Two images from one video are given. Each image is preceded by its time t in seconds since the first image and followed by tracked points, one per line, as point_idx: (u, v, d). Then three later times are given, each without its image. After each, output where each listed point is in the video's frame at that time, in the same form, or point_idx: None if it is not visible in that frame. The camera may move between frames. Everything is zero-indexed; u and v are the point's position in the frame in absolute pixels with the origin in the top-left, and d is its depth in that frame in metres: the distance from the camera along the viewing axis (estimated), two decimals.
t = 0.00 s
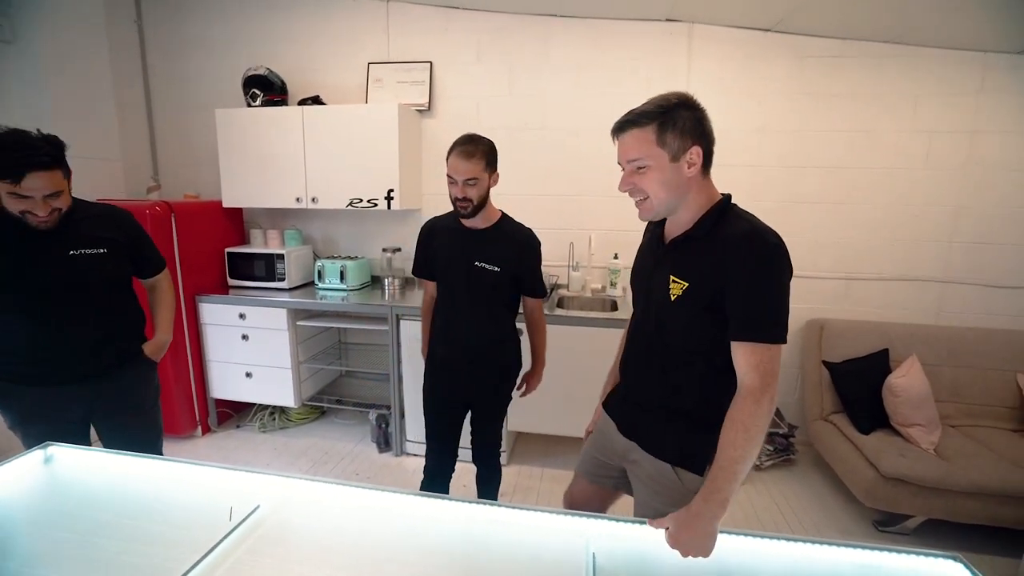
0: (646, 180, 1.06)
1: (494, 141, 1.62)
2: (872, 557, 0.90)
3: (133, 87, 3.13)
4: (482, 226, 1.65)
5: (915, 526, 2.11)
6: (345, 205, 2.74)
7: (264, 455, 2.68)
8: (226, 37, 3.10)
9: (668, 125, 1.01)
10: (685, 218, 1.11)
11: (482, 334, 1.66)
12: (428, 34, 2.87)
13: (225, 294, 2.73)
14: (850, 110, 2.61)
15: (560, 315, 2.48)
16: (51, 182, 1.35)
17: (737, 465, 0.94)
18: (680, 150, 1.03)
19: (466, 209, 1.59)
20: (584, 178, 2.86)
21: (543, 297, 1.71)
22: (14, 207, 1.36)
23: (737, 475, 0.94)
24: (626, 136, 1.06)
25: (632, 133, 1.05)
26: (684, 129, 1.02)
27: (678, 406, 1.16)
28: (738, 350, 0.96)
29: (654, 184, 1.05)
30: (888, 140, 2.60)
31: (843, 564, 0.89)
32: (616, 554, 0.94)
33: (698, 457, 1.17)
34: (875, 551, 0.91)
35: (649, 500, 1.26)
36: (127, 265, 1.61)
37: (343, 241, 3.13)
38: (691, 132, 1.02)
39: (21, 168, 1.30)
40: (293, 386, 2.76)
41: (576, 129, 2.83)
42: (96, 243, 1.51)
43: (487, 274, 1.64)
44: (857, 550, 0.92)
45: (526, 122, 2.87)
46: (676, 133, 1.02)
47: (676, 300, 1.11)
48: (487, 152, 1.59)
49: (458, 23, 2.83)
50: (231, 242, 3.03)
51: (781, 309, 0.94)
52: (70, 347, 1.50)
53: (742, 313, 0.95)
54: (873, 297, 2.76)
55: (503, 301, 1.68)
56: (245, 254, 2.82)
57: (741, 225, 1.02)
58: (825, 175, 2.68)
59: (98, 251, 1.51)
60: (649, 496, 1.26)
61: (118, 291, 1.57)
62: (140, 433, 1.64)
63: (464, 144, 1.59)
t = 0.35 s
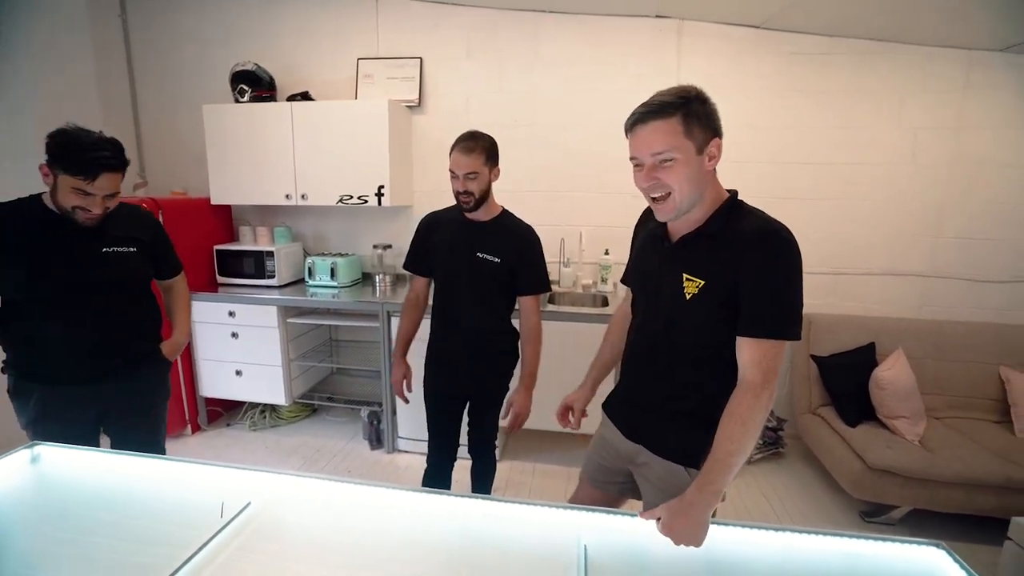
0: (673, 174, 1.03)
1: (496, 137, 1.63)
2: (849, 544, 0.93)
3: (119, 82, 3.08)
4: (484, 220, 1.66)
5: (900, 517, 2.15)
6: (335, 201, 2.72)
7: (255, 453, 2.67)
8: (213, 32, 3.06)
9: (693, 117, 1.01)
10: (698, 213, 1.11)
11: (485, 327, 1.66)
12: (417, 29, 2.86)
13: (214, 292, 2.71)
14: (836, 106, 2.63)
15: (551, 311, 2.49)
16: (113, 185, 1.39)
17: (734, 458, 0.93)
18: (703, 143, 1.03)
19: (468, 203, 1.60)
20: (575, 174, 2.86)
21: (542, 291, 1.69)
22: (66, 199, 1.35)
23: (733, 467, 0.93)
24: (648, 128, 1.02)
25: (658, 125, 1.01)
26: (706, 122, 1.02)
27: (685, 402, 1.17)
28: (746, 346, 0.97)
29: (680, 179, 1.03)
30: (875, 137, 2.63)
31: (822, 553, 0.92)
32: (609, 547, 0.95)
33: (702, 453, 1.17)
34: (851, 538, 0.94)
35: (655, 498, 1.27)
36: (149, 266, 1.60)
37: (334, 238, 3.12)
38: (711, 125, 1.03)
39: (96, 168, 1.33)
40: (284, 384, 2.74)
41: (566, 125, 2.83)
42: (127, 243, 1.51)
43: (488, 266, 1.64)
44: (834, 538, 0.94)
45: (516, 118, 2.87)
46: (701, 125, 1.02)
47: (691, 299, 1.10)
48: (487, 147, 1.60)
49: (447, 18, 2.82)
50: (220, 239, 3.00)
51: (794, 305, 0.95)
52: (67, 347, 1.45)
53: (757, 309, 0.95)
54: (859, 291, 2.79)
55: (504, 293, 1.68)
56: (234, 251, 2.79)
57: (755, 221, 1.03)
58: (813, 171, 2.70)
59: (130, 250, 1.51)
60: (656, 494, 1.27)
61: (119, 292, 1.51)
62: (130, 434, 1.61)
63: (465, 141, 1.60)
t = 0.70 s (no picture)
0: (672, 169, 1.03)
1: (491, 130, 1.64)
2: (834, 531, 0.95)
3: (107, 78, 3.05)
4: (483, 213, 1.67)
5: (889, 506, 2.18)
6: (327, 197, 2.71)
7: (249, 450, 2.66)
8: (202, 26, 3.03)
9: (690, 112, 1.02)
10: (695, 207, 1.13)
11: (481, 322, 1.67)
12: (409, 24, 2.84)
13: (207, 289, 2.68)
14: (826, 101, 2.65)
15: (545, 307, 2.50)
16: (167, 185, 1.47)
17: (727, 449, 0.94)
18: (701, 137, 1.04)
19: (471, 196, 1.60)
20: (567, 169, 2.87)
21: (535, 286, 1.69)
22: (122, 196, 1.41)
23: (726, 458, 0.94)
24: (647, 125, 1.02)
25: (657, 121, 1.01)
26: (704, 116, 1.03)
27: (680, 394, 1.18)
28: (738, 338, 0.98)
29: (681, 173, 1.04)
30: (864, 131, 2.66)
31: (808, 541, 0.94)
32: (604, 539, 0.96)
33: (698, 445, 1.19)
34: (836, 526, 0.96)
35: (648, 491, 1.29)
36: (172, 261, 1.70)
37: (326, 234, 3.11)
38: (708, 118, 1.04)
39: (160, 169, 1.42)
40: (277, 380, 2.74)
41: (558, 120, 2.83)
42: (163, 240, 1.61)
43: (483, 259, 1.65)
44: (820, 526, 0.96)
45: (509, 113, 2.86)
46: (698, 120, 1.03)
47: (684, 290, 1.12)
48: (486, 140, 1.60)
49: (439, 13, 2.81)
50: (212, 235, 2.99)
51: (788, 299, 0.96)
52: (79, 349, 1.46)
53: (750, 303, 0.96)
54: (849, 284, 2.82)
55: (500, 287, 1.69)
56: (226, 248, 2.77)
57: (750, 215, 1.04)
58: (803, 165, 2.72)
59: (163, 247, 1.61)
60: (649, 487, 1.28)
61: (131, 290, 1.52)
62: (138, 423, 1.67)
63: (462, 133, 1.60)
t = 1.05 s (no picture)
0: (673, 176, 1.05)
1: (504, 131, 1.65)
2: (846, 526, 0.95)
3: (123, 84, 3.11)
4: (494, 213, 1.68)
5: (904, 504, 2.16)
6: (339, 199, 2.75)
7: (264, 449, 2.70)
8: (216, 32, 3.08)
9: (688, 118, 1.01)
10: (706, 208, 1.13)
11: (494, 320, 1.68)
12: (417, 26, 2.87)
13: (223, 290, 2.73)
14: (838, 95, 2.63)
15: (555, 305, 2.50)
16: (202, 186, 1.60)
17: (736, 446, 0.93)
18: (703, 141, 1.03)
19: (480, 196, 1.62)
20: (577, 168, 2.88)
21: (549, 284, 1.73)
22: (164, 196, 1.53)
23: (734, 455, 0.93)
24: (646, 135, 1.05)
25: (654, 131, 1.03)
26: (706, 120, 1.02)
27: (691, 392, 1.18)
28: (749, 334, 0.97)
29: (682, 180, 1.04)
30: (876, 125, 2.63)
31: (820, 536, 0.94)
32: (616, 532, 0.97)
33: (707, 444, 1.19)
34: (848, 520, 0.96)
35: (659, 487, 1.30)
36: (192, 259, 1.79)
37: (338, 235, 3.14)
38: (711, 120, 1.02)
39: (199, 169, 1.54)
40: (292, 380, 2.77)
41: (567, 119, 2.84)
42: (189, 238, 1.72)
43: (498, 258, 1.66)
44: (831, 520, 0.96)
45: (517, 113, 2.88)
46: (698, 125, 1.02)
47: (695, 286, 1.13)
48: (497, 141, 1.62)
49: (447, 14, 2.83)
50: (227, 237, 3.04)
51: (800, 295, 0.95)
52: (124, 345, 1.52)
53: (761, 298, 0.96)
54: (863, 280, 2.80)
55: (514, 285, 1.72)
56: (240, 250, 2.82)
57: (763, 213, 1.03)
58: (814, 161, 2.70)
59: (191, 245, 1.72)
60: (660, 482, 1.29)
61: (169, 285, 1.61)
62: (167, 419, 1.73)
63: (473, 135, 1.61)
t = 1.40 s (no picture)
0: (676, 167, 1.07)
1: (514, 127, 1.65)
2: (860, 516, 0.95)
3: (137, 86, 3.15)
4: (503, 209, 1.69)
5: (918, 498, 2.15)
6: (349, 197, 2.77)
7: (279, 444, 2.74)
8: (227, 33, 3.12)
9: (689, 109, 1.02)
10: (717, 198, 1.13)
11: (506, 317, 1.70)
12: (426, 24, 2.88)
13: (236, 288, 2.77)
14: (850, 86, 2.60)
15: (565, 300, 2.51)
16: (214, 180, 1.63)
17: (748, 437, 0.93)
18: (706, 132, 1.03)
19: (487, 192, 1.63)
20: (586, 163, 2.88)
21: (559, 277, 1.78)
22: (179, 193, 1.56)
23: (747, 446, 0.93)
24: (649, 126, 1.07)
25: (656, 123, 1.06)
26: (707, 110, 1.02)
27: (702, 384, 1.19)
28: (760, 326, 0.98)
29: (684, 171, 1.06)
30: (888, 116, 2.60)
31: (831, 525, 0.94)
32: (629, 521, 0.98)
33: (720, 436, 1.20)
34: (861, 510, 0.95)
35: (674, 477, 1.31)
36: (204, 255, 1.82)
37: (349, 233, 3.17)
38: (713, 111, 1.02)
39: (208, 164, 1.57)
40: (305, 376, 2.81)
41: (575, 114, 2.84)
42: (201, 235, 1.74)
43: (513, 253, 1.68)
44: (844, 510, 0.96)
45: (526, 109, 2.88)
46: (698, 116, 1.02)
47: (705, 278, 1.13)
48: (506, 137, 1.62)
49: (454, 11, 2.83)
50: (240, 236, 3.08)
51: (812, 287, 0.95)
52: (148, 341, 1.56)
53: (773, 290, 0.96)
54: (876, 273, 2.77)
55: (525, 280, 1.74)
56: (253, 248, 2.85)
57: (773, 203, 1.03)
58: (826, 153, 2.68)
59: (204, 242, 1.74)
60: (675, 473, 1.30)
61: (189, 281, 1.65)
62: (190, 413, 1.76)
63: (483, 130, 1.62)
